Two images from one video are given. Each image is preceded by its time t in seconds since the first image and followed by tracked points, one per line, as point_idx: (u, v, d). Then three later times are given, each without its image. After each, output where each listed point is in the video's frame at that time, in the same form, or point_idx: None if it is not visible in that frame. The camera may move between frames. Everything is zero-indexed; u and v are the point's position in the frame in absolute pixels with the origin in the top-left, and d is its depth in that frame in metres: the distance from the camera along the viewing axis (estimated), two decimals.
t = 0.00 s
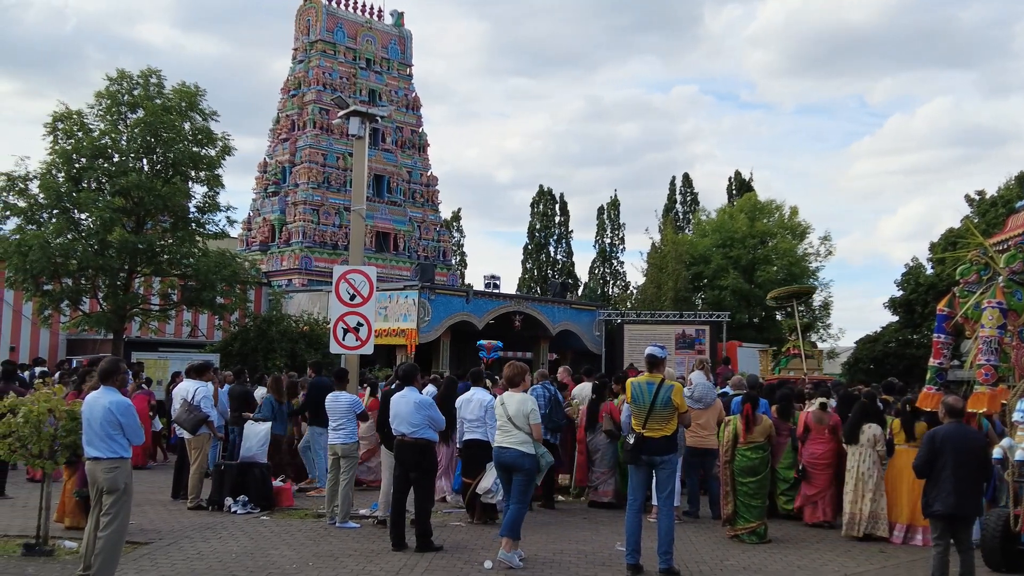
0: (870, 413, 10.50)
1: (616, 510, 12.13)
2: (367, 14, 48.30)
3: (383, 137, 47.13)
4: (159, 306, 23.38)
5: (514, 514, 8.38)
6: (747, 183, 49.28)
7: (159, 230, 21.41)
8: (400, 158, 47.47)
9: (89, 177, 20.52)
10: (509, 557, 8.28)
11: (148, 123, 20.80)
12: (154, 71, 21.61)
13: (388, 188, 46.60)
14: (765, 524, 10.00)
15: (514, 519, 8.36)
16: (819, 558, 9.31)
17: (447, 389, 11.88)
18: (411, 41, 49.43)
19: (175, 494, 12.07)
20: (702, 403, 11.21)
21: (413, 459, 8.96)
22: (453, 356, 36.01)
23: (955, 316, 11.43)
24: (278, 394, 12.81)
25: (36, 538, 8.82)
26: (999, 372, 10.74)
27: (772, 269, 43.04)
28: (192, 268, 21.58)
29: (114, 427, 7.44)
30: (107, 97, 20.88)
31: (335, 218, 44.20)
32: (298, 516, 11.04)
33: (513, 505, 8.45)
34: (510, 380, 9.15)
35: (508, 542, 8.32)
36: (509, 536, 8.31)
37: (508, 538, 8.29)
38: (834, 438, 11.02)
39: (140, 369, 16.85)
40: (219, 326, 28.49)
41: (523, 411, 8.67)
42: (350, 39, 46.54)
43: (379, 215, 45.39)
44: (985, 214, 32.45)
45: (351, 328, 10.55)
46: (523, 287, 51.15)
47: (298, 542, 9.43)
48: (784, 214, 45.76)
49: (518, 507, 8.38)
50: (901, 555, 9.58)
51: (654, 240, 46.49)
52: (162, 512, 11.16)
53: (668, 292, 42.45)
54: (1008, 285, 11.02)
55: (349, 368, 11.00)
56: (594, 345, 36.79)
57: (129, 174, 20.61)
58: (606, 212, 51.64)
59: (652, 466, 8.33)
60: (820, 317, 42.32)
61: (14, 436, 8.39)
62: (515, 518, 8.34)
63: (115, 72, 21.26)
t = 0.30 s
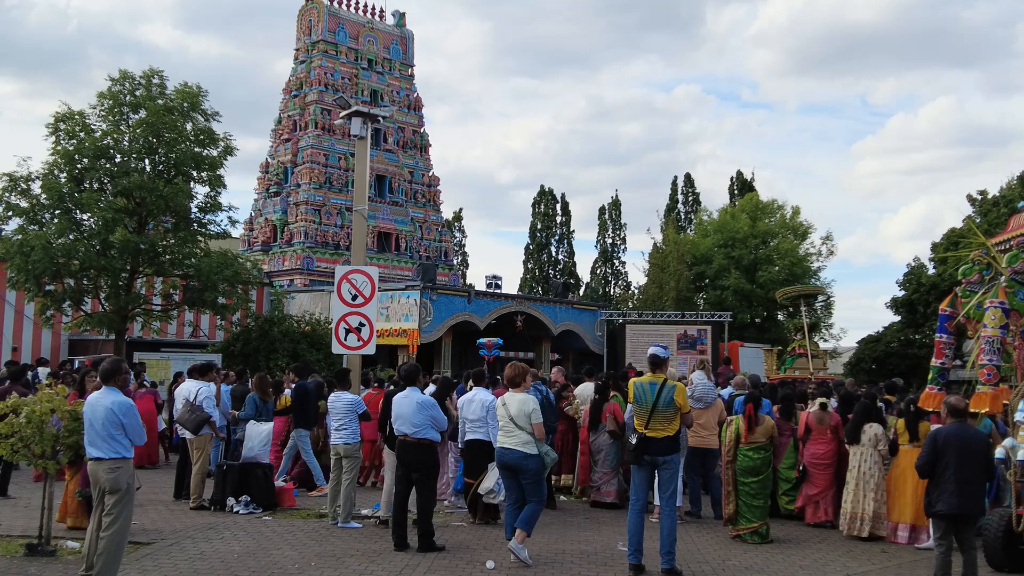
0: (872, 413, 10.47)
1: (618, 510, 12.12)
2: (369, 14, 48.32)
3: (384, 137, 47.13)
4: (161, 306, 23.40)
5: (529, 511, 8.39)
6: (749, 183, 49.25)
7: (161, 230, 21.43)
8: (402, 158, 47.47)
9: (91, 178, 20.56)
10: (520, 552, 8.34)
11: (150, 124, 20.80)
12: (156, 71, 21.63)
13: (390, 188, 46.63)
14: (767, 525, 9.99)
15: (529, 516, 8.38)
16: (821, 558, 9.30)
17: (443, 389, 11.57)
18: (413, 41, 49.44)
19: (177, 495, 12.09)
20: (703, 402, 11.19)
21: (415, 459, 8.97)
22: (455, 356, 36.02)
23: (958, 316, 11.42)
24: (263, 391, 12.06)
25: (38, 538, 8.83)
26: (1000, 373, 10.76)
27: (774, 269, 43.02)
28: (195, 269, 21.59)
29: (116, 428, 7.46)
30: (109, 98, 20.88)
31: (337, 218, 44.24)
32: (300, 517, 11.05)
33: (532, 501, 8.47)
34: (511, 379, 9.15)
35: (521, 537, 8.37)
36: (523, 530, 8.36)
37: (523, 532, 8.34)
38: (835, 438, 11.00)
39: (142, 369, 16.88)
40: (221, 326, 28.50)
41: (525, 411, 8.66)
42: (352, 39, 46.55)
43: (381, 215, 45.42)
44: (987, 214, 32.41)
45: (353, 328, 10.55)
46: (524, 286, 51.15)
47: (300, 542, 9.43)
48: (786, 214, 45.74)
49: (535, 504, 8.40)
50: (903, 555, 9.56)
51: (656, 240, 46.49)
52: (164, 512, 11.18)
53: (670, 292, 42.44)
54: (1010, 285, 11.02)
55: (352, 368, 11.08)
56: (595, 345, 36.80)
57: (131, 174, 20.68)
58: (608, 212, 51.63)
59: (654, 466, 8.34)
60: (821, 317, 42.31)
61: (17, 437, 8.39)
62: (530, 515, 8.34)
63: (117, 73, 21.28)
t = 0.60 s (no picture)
0: (874, 413, 10.46)
1: (620, 510, 12.12)
2: (370, 14, 48.35)
3: (386, 137, 47.14)
4: (163, 306, 23.41)
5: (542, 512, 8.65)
6: (750, 183, 49.25)
7: (162, 231, 21.42)
8: (404, 158, 47.48)
9: (93, 178, 20.58)
10: (553, 553, 8.63)
11: (151, 125, 20.84)
12: (158, 72, 21.65)
13: (392, 189, 46.67)
14: (769, 525, 9.99)
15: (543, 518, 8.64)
16: (823, 558, 9.29)
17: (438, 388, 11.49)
18: (415, 41, 49.46)
19: (179, 495, 12.11)
20: (706, 402, 11.21)
21: (416, 459, 8.96)
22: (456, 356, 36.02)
23: (959, 316, 11.21)
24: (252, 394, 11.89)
25: (40, 538, 8.84)
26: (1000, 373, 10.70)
27: (775, 269, 43.01)
28: (196, 269, 21.63)
29: (118, 428, 7.47)
30: (110, 98, 20.89)
31: (338, 218, 44.27)
32: (302, 516, 11.05)
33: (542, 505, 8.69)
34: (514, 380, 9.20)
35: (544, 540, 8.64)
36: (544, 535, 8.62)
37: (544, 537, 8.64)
38: (836, 438, 10.99)
39: (144, 369, 16.91)
40: (222, 326, 28.50)
41: (530, 410, 8.71)
42: (353, 39, 46.58)
43: (383, 215, 45.45)
44: (989, 213, 32.40)
45: (355, 328, 10.54)
46: (526, 286, 51.14)
47: (302, 542, 9.43)
48: (788, 214, 45.71)
49: (547, 506, 8.63)
50: (905, 555, 9.56)
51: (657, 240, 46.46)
52: (165, 512, 11.18)
53: (671, 291, 42.43)
54: (1011, 284, 11.14)
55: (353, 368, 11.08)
56: (597, 345, 36.79)
57: (133, 174, 20.71)
58: (609, 212, 51.63)
59: (656, 466, 8.34)
60: (823, 317, 42.30)
61: (19, 437, 8.39)
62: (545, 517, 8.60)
63: (119, 73, 21.29)
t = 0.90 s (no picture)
0: (876, 413, 10.42)
1: (623, 510, 12.11)
2: (372, 14, 48.36)
3: (388, 137, 47.14)
4: (164, 306, 23.40)
5: (553, 511, 8.71)
6: (752, 182, 49.23)
7: (164, 231, 21.43)
8: (405, 158, 47.49)
9: (95, 178, 20.60)
10: (568, 547, 8.88)
11: (153, 125, 20.86)
12: (160, 72, 21.66)
13: (394, 188, 46.69)
14: (771, 524, 9.98)
15: (554, 516, 8.71)
16: (825, 558, 9.27)
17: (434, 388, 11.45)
18: (416, 41, 49.46)
19: (182, 494, 12.11)
20: (708, 401, 11.16)
21: (418, 459, 8.94)
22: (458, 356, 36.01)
23: (961, 315, 11.16)
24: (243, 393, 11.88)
25: (42, 538, 8.85)
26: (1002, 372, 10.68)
27: (777, 269, 43.00)
28: (198, 269, 21.63)
29: (119, 428, 7.47)
30: (112, 98, 20.91)
31: (340, 218, 44.29)
32: (304, 516, 11.04)
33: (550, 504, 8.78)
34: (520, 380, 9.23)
35: (556, 537, 8.82)
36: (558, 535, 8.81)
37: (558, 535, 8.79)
38: (837, 437, 10.98)
39: (146, 369, 16.92)
40: (224, 326, 28.51)
41: (542, 411, 8.73)
42: (355, 39, 46.59)
43: (384, 215, 45.46)
44: (991, 212, 32.34)
45: (356, 328, 10.54)
46: (527, 286, 51.13)
47: (303, 542, 9.42)
48: (789, 213, 45.66)
49: (555, 504, 8.70)
50: (907, 555, 9.55)
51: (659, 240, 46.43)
52: (168, 512, 11.19)
53: (673, 291, 42.41)
54: (1013, 284, 11.12)
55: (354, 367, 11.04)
56: (599, 344, 36.78)
57: (134, 174, 20.72)
58: (611, 212, 51.61)
59: (658, 466, 8.33)
60: (825, 316, 42.26)
61: (21, 437, 8.40)
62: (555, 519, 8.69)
63: (120, 73, 21.30)
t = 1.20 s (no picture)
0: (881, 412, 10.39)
1: (624, 510, 12.10)
2: (372, 14, 48.36)
3: (389, 137, 47.14)
4: (165, 306, 23.41)
5: (561, 511, 8.81)
6: (753, 182, 49.22)
7: (166, 231, 21.43)
8: (406, 158, 47.49)
9: (96, 179, 20.60)
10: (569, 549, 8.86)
11: (154, 125, 20.86)
12: (161, 72, 21.66)
13: (395, 188, 46.69)
14: (772, 524, 9.98)
15: (562, 517, 8.80)
16: (827, 558, 9.25)
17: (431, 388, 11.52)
18: (417, 41, 49.46)
19: (182, 495, 12.09)
20: (710, 401, 11.14)
21: (418, 459, 8.94)
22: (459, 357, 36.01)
23: (962, 314, 11.27)
24: (229, 395, 12.81)
25: (43, 538, 8.85)
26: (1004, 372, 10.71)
27: (778, 268, 43.02)
28: (199, 269, 21.63)
29: (121, 428, 7.47)
30: (114, 98, 20.93)
31: (341, 218, 44.30)
32: (305, 516, 11.03)
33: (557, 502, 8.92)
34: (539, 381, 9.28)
35: (559, 539, 8.85)
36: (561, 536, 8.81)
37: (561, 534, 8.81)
38: (839, 436, 10.90)
39: (147, 369, 16.91)
40: (225, 326, 28.50)
41: (561, 412, 8.73)
42: (356, 39, 46.60)
43: (385, 215, 45.46)
44: (992, 212, 32.34)
45: (357, 328, 10.53)
46: (529, 286, 51.13)
47: (305, 541, 9.42)
48: (790, 213, 45.61)
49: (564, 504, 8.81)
50: (908, 554, 9.55)
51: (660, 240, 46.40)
52: (169, 512, 11.18)
53: (674, 291, 42.42)
54: (1014, 284, 11.09)
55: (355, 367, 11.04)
56: (600, 344, 36.77)
57: (135, 174, 20.72)
58: (612, 211, 51.60)
59: (658, 465, 8.31)
60: (826, 316, 42.23)
61: (22, 437, 8.40)
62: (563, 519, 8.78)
63: (122, 73, 21.32)
